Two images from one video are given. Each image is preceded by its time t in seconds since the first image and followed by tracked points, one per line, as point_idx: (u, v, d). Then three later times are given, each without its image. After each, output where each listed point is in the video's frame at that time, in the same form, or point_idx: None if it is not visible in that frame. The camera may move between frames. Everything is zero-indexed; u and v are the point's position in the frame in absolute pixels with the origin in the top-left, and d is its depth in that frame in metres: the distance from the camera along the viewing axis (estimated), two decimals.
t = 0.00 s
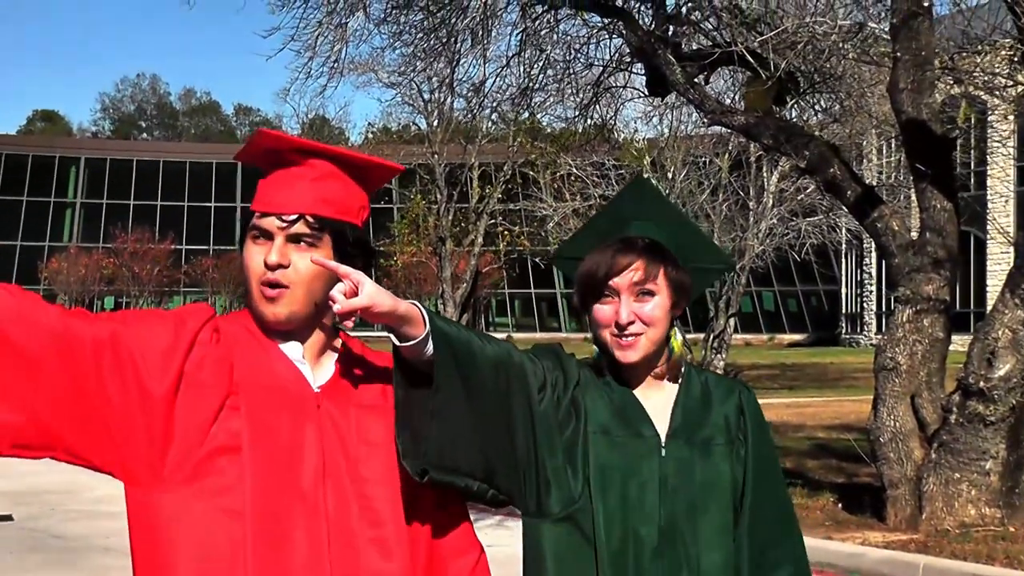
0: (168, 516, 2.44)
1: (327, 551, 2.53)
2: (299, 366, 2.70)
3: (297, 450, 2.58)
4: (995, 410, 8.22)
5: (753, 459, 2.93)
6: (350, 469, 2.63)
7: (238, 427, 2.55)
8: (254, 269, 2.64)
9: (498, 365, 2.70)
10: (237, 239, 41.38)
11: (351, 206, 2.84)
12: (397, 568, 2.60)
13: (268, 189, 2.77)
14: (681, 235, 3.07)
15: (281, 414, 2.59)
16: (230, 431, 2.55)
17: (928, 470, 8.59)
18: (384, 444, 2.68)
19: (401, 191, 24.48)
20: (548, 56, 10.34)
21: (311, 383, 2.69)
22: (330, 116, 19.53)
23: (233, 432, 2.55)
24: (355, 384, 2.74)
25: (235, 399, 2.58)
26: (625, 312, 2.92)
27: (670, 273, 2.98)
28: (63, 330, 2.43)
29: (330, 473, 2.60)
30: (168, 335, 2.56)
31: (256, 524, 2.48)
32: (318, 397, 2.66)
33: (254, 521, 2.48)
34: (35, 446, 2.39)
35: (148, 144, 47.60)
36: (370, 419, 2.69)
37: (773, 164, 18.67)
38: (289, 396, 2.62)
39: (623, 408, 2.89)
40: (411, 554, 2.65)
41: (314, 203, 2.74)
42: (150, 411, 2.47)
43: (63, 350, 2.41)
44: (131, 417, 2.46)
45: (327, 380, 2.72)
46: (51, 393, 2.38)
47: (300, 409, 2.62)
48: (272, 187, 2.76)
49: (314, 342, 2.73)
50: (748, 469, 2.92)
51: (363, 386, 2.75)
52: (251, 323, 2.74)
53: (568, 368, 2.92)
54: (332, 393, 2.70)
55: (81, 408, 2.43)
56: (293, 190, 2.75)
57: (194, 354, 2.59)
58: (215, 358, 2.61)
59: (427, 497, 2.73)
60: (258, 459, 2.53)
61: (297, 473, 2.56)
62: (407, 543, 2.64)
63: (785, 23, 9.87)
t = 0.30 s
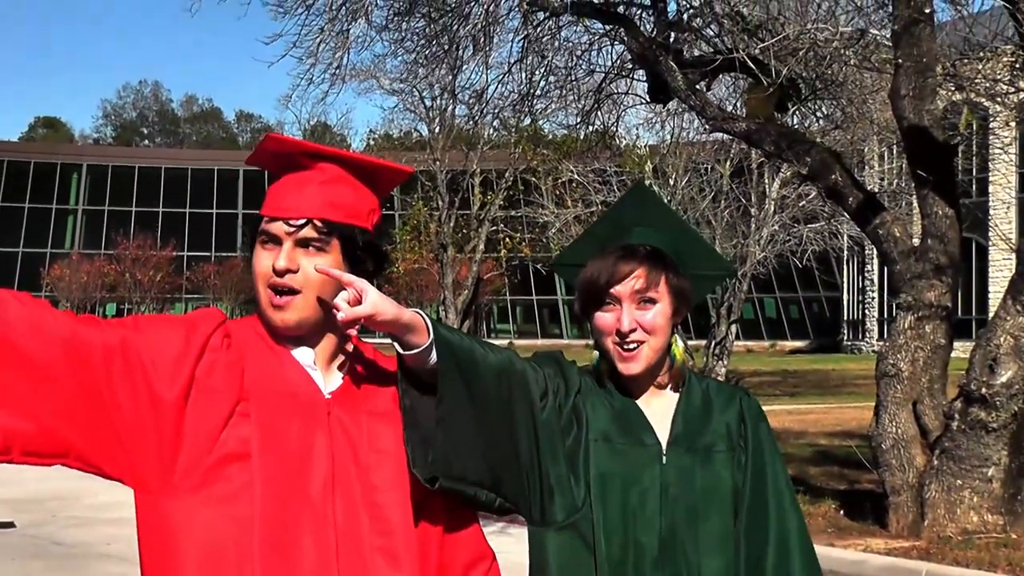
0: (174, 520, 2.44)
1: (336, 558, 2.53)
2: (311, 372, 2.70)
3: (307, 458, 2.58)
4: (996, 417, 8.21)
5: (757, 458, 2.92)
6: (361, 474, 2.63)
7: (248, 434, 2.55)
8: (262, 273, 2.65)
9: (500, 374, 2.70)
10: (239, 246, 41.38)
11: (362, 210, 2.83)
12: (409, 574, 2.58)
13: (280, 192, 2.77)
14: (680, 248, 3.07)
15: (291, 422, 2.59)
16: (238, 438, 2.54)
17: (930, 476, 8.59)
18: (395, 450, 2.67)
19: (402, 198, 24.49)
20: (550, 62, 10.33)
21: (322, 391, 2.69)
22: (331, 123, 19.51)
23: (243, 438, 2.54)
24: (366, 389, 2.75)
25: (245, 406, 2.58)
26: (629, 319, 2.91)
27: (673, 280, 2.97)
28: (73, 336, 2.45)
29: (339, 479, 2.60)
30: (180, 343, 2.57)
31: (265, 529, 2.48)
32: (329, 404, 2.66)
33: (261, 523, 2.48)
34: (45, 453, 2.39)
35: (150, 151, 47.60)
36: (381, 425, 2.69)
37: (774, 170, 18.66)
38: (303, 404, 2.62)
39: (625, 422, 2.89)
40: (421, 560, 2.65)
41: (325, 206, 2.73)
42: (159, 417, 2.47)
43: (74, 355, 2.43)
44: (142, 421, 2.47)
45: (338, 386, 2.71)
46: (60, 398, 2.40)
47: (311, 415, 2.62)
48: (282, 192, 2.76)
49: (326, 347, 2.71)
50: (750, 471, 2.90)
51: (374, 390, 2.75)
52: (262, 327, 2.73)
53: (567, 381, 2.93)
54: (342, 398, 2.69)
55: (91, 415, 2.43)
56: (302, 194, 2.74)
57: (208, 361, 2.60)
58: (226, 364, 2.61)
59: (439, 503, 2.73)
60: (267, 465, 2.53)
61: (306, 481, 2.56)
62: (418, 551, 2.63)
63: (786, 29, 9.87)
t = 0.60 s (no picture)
0: (181, 526, 2.44)
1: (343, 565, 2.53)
2: (323, 375, 2.70)
3: (318, 462, 2.58)
4: (1001, 421, 8.19)
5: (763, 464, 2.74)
6: (372, 482, 2.63)
7: (256, 438, 2.55)
8: (272, 275, 2.65)
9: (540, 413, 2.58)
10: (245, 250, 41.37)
11: (372, 212, 2.85)
12: None
13: (289, 194, 2.80)
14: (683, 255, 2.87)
15: (302, 427, 2.59)
16: (247, 443, 2.54)
17: (935, 481, 8.58)
18: (405, 455, 2.68)
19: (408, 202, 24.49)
20: (555, 67, 10.32)
21: (334, 395, 2.69)
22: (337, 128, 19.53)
23: (253, 443, 2.54)
24: (379, 394, 2.74)
25: (255, 409, 2.58)
26: (645, 325, 2.76)
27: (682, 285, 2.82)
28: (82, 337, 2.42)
29: (348, 484, 2.60)
30: (191, 345, 2.56)
31: (273, 534, 2.49)
32: (340, 408, 2.66)
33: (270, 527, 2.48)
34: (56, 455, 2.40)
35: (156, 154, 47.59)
36: (391, 431, 2.70)
37: (779, 175, 18.65)
38: (315, 408, 2.62)
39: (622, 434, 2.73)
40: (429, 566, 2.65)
41: (332, 205, 2.76)
42: (168, 420, 2.46)
43: (83, 357, 2.44)
44: (152, 423, 2.45)
45: (352, 390, 2.71)
46: (69, 403, 2.40)
47: (322, 419, 2.62)
48: (291, 194, 2.79)
49: (338, 349, 2.71)
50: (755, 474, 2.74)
51: (387, 393, 2.76)
52: (273, 329, 2.73)
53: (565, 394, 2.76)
54: (354, 403, 2.70)
55: (101, 419, 2.43)
56: (310, 198, 2.77)
57: (219, 364, 2.59)
58: (236, 367, 2.61)
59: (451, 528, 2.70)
60: (273, 472, 2.53)
61: (316, 486, 2.57)
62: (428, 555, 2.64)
63: (792, 34, 9.89)
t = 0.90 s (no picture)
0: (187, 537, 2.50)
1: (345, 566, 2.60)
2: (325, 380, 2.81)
3: (319, 465, 2.65)
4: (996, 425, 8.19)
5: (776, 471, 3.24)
6: (372, 481, 2.70)
7: (256, 443, 2.61)
8: (297, 282, 2.78)
9: None
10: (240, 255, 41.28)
11: (379, 214, 2.97)
12: None
13: (308, 194, 2.92)
14: (703, 263, 3.38)
15: (302, 430, 2.66)
16: (247, 449, 2.60)
17: (930, 485, 8.58)
18: (404, 457, 2.76)
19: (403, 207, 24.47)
20: (551, 71, 10.33)
21: (336, 399, 2.77)
22: (333, 132, 19.52)
23: (253, 448, 2.61)
24: (376, 395, 2.83)
25: (255, 415, 2.64)
26: (667, 326, 3.29)
27: (706, 297, 3.35)
28: (75, 360, 2.45)
29: (349, 485, 2.67)
30: (187, 352, 2.60)
31: (274, 539, 2.55)
32: (341, 411, 2.74)
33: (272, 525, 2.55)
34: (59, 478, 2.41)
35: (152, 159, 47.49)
36: (391, 433, 2.77)
37: (774, 179, 18.65)
38: (315, 411, 2.70)
39: (644, 456, 3.24)
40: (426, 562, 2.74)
41: (349, 211, 2.89)
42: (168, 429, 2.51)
43: (79, 379, 2.44)
44: (152, 438, 2.51)
45: (353, 393, 2.81)
46: (69, 425, 2.41)
47: (324, 422, 2.70)
48: (310, 194, 2.91)
49: (343, 361, 2.86)
50: (769, 485, 3.23)
51: (388, 395, 2.84)
52: (276, 333, 2.81)
53: (596, 415, 3.32)
54: (354, 406, 2.78)
55: (100, 439, 2.46)
56: (336, 199, 2.90)
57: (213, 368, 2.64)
58: (233, 370, 2.66)
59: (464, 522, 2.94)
60: (274, 478, 2.59)
61: (315, 489, 2.64)
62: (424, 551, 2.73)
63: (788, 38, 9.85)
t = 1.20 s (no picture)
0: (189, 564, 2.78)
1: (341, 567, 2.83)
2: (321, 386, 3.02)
3: (313, 475, 2.88)
4: (987, 427, 8.21)
5: (802, 481, 3.31)
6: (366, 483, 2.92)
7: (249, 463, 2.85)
8: (318, 281, 2.99)
9: None
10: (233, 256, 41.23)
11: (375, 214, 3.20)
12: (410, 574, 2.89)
13: (325, 188, 3.16)
14: (749, 272, 3.41)
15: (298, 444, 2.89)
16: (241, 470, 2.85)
17: (921, 486, 8.59)
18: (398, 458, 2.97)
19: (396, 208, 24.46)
20: (544, 73, 10.34)
21: (331, 404, 2.99)
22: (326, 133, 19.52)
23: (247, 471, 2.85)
24: (374, 399, 3.04)
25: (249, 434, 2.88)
26: (701, 331, 3.33)
27: (747, 308, 3.39)
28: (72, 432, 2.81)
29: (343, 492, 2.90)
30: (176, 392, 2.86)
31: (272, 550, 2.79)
32: (337, 418, 2.96)
33: (273, 542, 2.79)
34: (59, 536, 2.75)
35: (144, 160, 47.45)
36: (387, 438, 2.98)
37: (766, 181, 18.67)
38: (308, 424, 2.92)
39: (664, 465, 3.26)
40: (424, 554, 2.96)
41: (361, 209, 3.15)
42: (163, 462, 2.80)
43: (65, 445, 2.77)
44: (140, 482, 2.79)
45: (350, 396, 3.02)
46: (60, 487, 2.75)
47: (319, 433, 2.92)
48: (329, 190, 3.16)
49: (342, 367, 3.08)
50: (795, 496, 3.29)
51: (383, 398, 3.06)
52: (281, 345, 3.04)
53: (614, 419, 3.33)
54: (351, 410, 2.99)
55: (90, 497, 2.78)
56: (348, 202, 3.14)
57: (214, 393, 2.91)
58: (231, 390, 2.92)
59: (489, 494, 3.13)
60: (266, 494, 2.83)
61: (311, 499, 2.87)
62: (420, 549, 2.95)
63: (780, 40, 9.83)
